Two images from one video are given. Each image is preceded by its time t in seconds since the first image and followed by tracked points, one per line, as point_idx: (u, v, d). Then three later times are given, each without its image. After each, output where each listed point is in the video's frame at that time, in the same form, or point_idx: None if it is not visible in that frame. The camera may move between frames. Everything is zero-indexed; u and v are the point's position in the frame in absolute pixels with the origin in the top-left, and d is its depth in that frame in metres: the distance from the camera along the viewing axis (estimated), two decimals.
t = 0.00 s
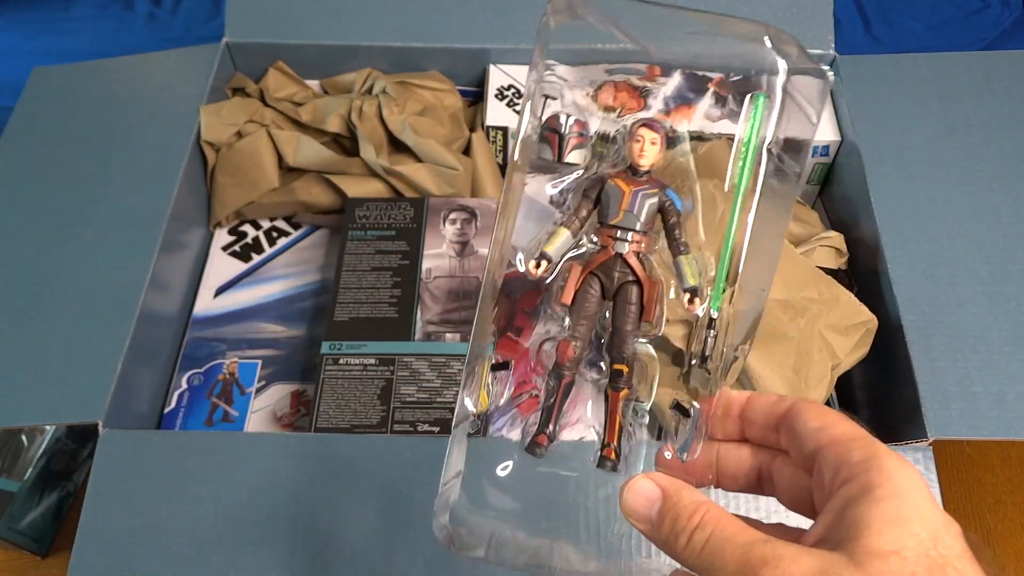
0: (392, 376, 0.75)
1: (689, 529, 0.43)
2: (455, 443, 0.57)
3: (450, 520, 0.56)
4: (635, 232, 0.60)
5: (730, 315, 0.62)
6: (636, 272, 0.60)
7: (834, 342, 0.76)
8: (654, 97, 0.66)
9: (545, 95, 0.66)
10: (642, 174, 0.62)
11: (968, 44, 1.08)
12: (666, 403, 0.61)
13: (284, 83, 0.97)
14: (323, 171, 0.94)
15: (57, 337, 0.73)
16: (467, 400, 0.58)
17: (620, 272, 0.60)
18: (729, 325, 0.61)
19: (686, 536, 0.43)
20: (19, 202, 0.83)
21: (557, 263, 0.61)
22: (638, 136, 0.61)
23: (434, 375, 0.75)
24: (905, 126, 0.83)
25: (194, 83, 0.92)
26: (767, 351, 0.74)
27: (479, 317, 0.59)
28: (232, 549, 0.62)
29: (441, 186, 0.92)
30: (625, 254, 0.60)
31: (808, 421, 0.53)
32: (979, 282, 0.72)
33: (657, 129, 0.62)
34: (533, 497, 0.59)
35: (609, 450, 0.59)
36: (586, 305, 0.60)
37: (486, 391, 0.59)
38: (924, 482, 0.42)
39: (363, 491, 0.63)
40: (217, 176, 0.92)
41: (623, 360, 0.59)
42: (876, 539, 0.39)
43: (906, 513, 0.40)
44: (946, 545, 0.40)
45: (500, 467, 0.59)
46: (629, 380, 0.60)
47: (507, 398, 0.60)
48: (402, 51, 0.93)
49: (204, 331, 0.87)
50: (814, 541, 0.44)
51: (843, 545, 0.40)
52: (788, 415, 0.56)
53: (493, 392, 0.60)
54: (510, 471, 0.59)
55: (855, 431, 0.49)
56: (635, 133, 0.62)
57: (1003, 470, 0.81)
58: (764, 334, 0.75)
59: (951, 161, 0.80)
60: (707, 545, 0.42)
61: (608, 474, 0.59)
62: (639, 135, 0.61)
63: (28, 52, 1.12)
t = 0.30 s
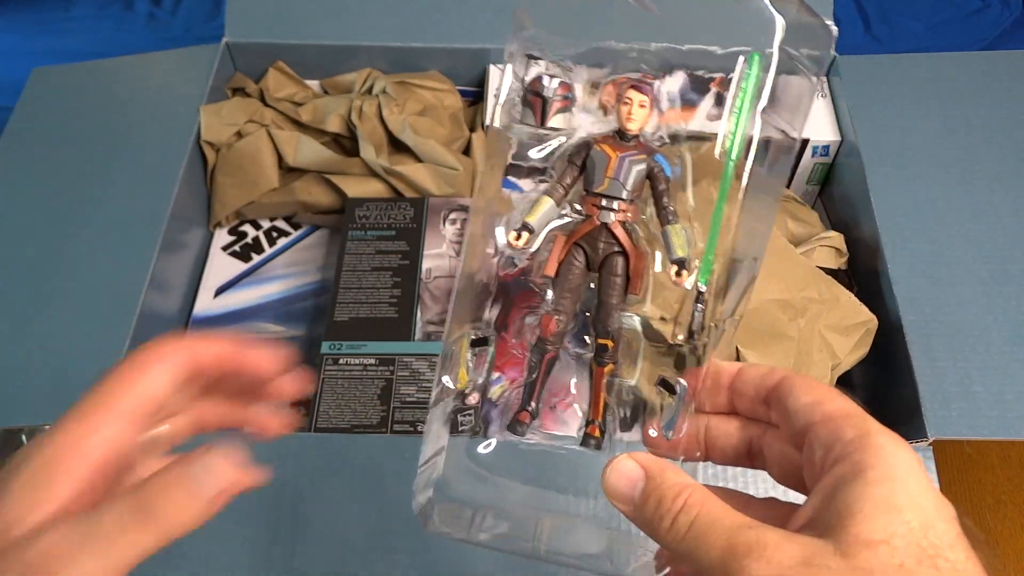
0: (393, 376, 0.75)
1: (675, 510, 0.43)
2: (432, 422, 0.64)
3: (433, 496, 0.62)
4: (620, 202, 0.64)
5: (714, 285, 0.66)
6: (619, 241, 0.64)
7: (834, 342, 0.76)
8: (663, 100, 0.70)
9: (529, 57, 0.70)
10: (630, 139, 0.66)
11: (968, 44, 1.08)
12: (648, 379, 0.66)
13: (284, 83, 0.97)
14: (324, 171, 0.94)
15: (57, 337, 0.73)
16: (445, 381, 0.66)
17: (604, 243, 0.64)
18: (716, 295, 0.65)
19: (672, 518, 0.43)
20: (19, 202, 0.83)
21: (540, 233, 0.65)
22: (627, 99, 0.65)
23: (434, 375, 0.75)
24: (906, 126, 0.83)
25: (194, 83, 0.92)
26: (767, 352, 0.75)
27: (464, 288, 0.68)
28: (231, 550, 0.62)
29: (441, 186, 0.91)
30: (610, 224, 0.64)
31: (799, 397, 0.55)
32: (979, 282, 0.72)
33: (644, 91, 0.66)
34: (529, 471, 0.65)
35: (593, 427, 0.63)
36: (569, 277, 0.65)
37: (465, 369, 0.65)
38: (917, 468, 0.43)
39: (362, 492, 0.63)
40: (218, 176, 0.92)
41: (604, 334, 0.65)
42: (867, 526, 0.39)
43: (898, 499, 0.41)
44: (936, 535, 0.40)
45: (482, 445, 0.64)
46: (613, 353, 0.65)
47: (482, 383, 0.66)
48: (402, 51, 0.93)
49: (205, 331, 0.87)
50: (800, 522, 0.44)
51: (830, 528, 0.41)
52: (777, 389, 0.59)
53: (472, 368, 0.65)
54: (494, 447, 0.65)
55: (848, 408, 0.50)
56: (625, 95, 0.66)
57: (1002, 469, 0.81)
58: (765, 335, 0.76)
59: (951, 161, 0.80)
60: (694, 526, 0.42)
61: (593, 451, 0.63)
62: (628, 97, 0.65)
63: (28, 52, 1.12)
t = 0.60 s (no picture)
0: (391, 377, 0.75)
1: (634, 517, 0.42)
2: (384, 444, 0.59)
3: (399, 513, 0.59)
4: (561, 201, 0.56)
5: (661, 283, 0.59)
6: (566, 242, 0.56)
7: (833, 342, 0.76)
8: (650, 98, 0.63)
9: (451, 61, 0.63)
10: (564, 137, 0.57)
11: (967, 44, 1.08)
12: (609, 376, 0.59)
13: (284, 83, 0.97)
14: (324, 171, 0.94)
15: (58, 338, 0.73)
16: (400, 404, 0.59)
17: (549, 245, 0.56)
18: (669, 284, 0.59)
19: (632, 523, 0.42)
20: (19, 202, 0.83)
21: (482, 240, 0.57)
22: (556, 97, 0.56)
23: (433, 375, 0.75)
24: (906, 127, 0.83)
25: (194, 84, 0.92)
26: (767, 353, 0.75)
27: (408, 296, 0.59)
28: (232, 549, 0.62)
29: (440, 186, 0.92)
30: (553, 226, 0.56)
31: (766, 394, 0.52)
32: (980, 282, 0.72)
33: (575, 86, 0.57)
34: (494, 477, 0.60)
35: (555, 432, 0.56)
36: (517, 283, 0.56)
37: (419, 387, 0.59)
38: (881, 466, 0.41)
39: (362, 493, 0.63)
40: (218, 176, 0.92)
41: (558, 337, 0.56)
42: (829, 531, 0.38)
43: (861, 503, 0.39)
44: (897, 538, 0.38)
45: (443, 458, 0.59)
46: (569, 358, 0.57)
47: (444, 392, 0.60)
48: (402, 51, 0.92)
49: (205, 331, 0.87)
50: (762, 528, 0.42)
51: (791, 533, 0.39)
52: (743, 383, 0.56)
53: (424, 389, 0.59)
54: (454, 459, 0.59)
55: (813, 404, 0.48)
56: (552, 91, 0.57)
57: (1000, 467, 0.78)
58: (764, 336, 0.76)
59: (951, 162, 0.80)
60: (654, 533, 0.41)
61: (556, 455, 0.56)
62: (557, 95, 0.56)
63: (28, 52, 1.12)
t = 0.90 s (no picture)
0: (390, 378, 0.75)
1: (649, 514, 0.42)
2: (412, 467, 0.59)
3: (422, 507, 0.60)
4: (589, 212, 0.56)
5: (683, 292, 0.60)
6: (592, 251, 0.56)
7: (833, 342, 0.76)
8: (654, 99, 0.64)
9: (487, 74, 0.63)
10: (594, 151, 0.57)
11: (967, 44, 1.08)
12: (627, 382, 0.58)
13: (284, 83, 0.97)
14: (324, 170, 0.94)
15: (58, 337, 0.73)
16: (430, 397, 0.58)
17: (576, 254, 0.56)
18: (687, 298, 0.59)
19: (643, 521, 0.42)
20: (19, 201, 0.83)
21: (510, 247, 0.57)
22: (587, 112, 0.57)
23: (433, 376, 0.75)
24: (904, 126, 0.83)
25: (194, 84, 0.92)
26: (766, 353, 0.75)
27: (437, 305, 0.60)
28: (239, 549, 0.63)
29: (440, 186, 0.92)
30: (580, 235, 0.56)
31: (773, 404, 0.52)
32: (979, 282, 0.72)
33: (607, 103, 0.57)
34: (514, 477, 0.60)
35: (575, 434, 0.55)
36: (544, 289, 0.56)
37: (445, 388, 0.57)
38: (888, 473, 0.41)
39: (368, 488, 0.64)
40: (218, 176, 0.92)
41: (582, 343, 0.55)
42: (834, 532, 0.38)
43: (867, 504, 0.39)
44: (901, 539, 0.38)
45: (466, 454, 0.58)
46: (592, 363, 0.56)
47: (470, 395, 0.59)
48: (402, 51, 0.92)
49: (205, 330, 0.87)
50: (769, 531, 0.42)
51: (797, 533, 0.39)
52: (754, 393, 0.55)
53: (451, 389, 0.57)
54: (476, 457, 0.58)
55: (820, 415, 0.48)
56: (585, 108, 0.57)
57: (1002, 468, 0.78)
58: (764, 336, 0.76)
59: (951, 162, 0.80)
60: (668, 531, 0.40)
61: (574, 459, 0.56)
62: (588, 111, 0.57)
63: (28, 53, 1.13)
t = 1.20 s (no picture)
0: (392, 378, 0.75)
1: (665, 498, 0.41)
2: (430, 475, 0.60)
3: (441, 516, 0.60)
4: (581, 212, 0.57)
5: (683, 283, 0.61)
6: (587, 249, 0.56)
7: (833, 342, 0.75)
8: (652, 99, 0.64)
9: (470, 86, 0.65)
10: (581, 153, 0.59)
11: (967, 44, 1.08)
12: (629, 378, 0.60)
13: (284, 83, 0.97)
14: (324, 171, 0.94)
15: (58, 337, 0.73)
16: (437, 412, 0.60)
17: (572, 253, 0.57)
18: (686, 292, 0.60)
19: (660, 507, 0.41)
20: (18, 202, 0.83)
21: (507, 253, 0.58)
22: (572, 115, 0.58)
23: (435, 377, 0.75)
24: (904, 125, 0.83)
25: (194, 84, 0.92)
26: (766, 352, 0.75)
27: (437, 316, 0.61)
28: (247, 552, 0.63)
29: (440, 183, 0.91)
30: (574, 235, 0.57)
31: (798, 414, 0.52)
32: (979, 283, 0.72)
33: (591, 104, 0.59)
34: (528, 482, 0.60)
35: (586, 431, 0.57)
36: (542, 290, 0.57)
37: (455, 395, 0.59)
38: (908, 460, 0.39)
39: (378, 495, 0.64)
40: (218, 176, 0.92)
41: (584, 340, 0.56)
42: (850, 528, 0.37)
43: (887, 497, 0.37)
44: (920, 534, 0.37)
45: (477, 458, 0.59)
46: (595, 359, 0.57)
47: (477, 400, 0.60)
48: (401, 50, 0.92)
49: (203, 331, 0.87)
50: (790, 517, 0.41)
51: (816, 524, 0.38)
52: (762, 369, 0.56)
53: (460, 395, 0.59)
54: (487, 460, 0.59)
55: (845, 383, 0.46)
56: (571, 110, 0.59)
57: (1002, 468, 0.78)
58: (764, 334, 0.76)
59: (951, 163, 0.80)
60: (684, 518, 0.40)
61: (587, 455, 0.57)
62: (573, 113, 0.58)
63: (28, 52, 1.12)
